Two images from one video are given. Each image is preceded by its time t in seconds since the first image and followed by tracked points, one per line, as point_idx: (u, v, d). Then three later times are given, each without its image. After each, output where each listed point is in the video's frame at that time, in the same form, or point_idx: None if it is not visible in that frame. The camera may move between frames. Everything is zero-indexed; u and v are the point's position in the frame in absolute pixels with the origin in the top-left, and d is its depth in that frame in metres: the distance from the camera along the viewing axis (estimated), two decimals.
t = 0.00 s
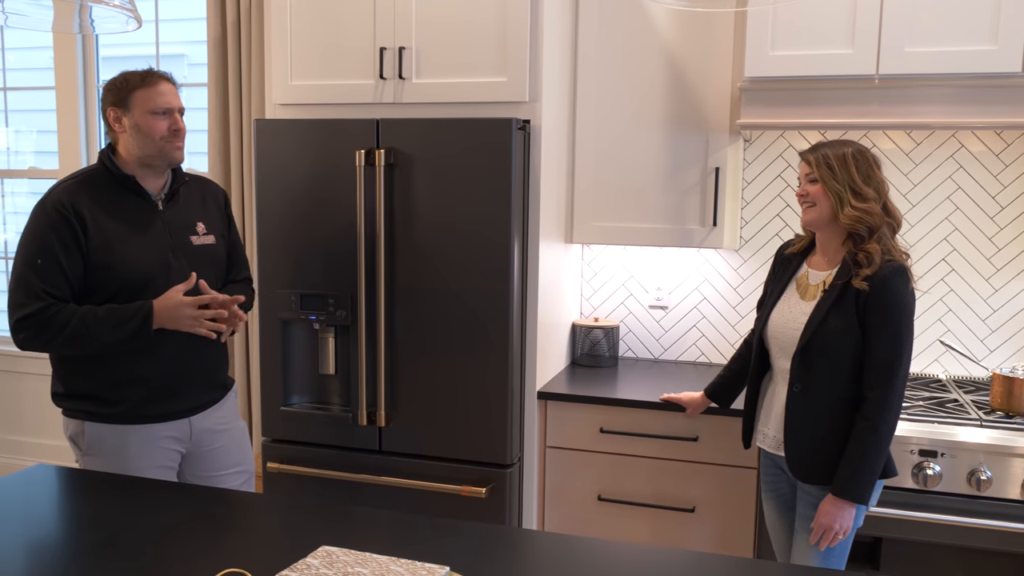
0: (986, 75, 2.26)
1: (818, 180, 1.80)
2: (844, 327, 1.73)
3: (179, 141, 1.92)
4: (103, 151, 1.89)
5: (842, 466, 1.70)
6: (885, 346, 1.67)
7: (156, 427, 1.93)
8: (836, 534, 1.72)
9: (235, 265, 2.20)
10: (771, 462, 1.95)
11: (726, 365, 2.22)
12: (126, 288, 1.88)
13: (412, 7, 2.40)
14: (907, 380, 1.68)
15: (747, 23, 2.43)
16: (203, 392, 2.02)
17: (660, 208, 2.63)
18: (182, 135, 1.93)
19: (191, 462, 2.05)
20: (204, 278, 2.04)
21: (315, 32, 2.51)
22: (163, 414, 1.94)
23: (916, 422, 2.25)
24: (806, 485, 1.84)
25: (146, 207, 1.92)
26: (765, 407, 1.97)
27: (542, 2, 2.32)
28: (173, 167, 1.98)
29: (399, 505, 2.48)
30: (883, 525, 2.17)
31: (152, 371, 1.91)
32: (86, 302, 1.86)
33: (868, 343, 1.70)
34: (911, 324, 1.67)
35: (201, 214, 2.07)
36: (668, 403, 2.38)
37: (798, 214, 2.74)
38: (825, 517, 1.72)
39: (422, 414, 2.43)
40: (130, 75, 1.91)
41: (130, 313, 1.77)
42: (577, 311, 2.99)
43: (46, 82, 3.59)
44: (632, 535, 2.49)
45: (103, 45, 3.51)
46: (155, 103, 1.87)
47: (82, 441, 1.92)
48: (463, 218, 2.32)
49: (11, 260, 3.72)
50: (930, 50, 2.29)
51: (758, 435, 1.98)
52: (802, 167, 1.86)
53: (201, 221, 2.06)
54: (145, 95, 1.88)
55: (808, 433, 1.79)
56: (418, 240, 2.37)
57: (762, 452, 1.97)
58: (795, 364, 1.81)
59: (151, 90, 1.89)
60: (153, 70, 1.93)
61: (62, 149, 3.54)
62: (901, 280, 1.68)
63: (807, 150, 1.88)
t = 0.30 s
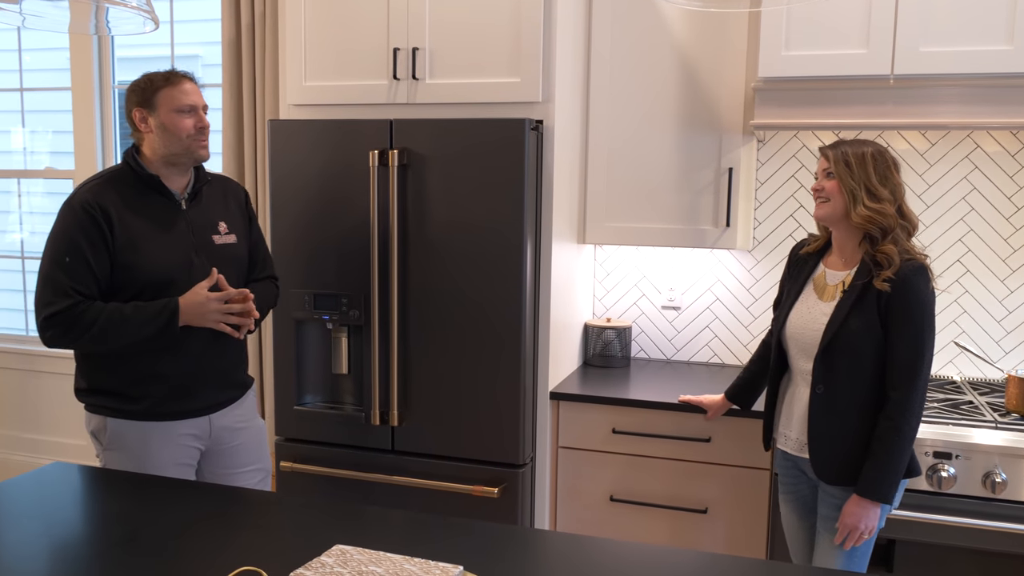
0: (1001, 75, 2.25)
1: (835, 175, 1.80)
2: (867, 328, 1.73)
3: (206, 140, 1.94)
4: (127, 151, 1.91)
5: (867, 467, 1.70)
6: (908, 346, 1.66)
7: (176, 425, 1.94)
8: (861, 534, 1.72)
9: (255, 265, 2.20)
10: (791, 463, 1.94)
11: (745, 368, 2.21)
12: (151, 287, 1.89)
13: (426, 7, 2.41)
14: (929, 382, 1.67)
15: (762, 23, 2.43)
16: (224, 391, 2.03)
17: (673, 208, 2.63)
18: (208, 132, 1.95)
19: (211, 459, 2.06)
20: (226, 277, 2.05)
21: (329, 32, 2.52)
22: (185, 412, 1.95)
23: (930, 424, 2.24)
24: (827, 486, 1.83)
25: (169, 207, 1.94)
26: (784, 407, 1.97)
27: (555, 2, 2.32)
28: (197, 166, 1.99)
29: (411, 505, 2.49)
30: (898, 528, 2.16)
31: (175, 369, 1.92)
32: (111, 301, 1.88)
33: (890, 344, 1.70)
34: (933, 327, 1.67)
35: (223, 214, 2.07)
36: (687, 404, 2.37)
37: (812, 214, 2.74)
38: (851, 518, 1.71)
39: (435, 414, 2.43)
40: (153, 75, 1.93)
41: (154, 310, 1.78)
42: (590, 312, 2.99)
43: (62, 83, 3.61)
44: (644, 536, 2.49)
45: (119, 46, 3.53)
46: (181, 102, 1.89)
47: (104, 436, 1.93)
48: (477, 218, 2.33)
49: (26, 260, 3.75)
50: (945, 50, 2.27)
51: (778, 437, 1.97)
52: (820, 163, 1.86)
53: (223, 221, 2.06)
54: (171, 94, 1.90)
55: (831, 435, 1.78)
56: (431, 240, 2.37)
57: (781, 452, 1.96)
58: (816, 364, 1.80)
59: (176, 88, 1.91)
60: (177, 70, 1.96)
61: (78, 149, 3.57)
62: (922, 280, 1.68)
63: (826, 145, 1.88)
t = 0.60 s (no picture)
0: (1012, 76, 2.24)
1: (863, 174, 1.80)
2: (888, 328, 1.73)
3: (240, 145, 1.96)
4: (163, 151, 1.92)
5: (894, 467, 1.70)
6: (930, 343, 1.67)
7: (203, 425, 1.94)
8: (890, 537, 1.72)
9: (283, 267, 2.20)
10: (810, 466, 1.93)
11: (756, 375, 2.23)
12: (179, 285, 1.90)
13: (437, 8, 2.41)
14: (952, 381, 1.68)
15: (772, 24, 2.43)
16: (250, 392, 2.03)
17: (683, 209, 2.63)
18: (243, 138, 1.97)
19: (234, 459, 2.06)
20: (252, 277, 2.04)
21: (340, 33, 2.52)
22: (209, 411, 1.95)
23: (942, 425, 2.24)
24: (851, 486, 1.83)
25: (201, 208, 1.94)
26: (805, 409, 1.96)
27: (565, 3, 2.32)
28: (230, 169, 2.00)
29: (421, 505, 2.49)
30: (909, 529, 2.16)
31: (202, 367, 1.92)
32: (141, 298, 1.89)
33: (912, 345, 1.70)
34: (952, 326, 1.67)
35: (254, 215, 2.07)
36: (701, 406, 2.37)
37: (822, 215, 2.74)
38: (880, 522, 1.72)
39: (445, 415, 2.44)
40: (192, 80, 1.95)
41: (181, 308, 1.80)
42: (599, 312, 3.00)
43: (74, 84, 3.64)
44: (654, 537, 2.49)
45: (130, 48, 3.55)
46: (219, 107, 1.91)
47: (130, 433, 1.94)
48: (487, 218, 2.33)
49: (38, 260, 3.77)
50: (956, 51, 2.27)
51: (799, 441, 1.96)
52: (845, 157, 1.84)
53: (252, 222, 2.06)
54: (209, 99, 1.91)
55: (856, 436, 1.78)
56: (441, 242, 2.38)
57: (801, 455, 1.95)
58: (838, 367, 1.80)
59: (213, 93, 1.93)
60: (214, 76, 1.97)
61: (89, 150, 3.59)
62: (941, 277, 1.69)
63: (849, 142, 1.87)
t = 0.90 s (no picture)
0: None
1: (884, 186, 1.78)
2: (910, 334, 1.74)
3: (271, 143, 1.95)
4: (198, 154, 1.92)
5: (920, 473, 1.70)
6: (953, 348, 1.68)
7: (241, 423, 1.90)
8: (917, 543, 1.72)
9: (316, 271, 2.18)
10: (832, 471, 1.94)
11: (767, 377, 2.22)
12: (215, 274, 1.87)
13: (447, 8, 2.41)
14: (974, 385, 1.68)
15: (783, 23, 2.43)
16: (286, 390, 1.98)
17: (694, 208, 2.63)
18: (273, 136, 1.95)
19: (272, 461, 2.02)
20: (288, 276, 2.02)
21: (351, 33, 2.53)
22: (241, 407, 1.89)
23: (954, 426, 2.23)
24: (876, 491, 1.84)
25: (237, 203, 1.94)
26: (830, 416, 1.95)
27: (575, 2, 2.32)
28: (265, 166, 1.98)
29: (431, 505, 2.49)
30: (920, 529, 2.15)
31: (235, 359, 1.88)
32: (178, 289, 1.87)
33: (934, 351, 1.71)
34: (971, 331, 1.68)
35: (287, 215, 2.06)
36: (712, 406, 2.37)
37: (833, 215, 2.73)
38: (906, 528, 1.72)
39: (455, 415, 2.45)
40: (219, 82, 1.94)
41: (205, 271, 1.72)
42: (609, 312, 3.00)
43: (85, 85, 3.65)
44: (665, 537, 2.49)
45: (141, 48, 3.56)
46: (248, 107, 1.90)
47: (167, 434, 1.90)
48: (498, 218, 2.33)
49: (50, 260, 3.79)
50: (968, 50, 2.26)
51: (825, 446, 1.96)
52: (865, 165, 1.81)
53: (286, 221, 2.04)
54: (237, 99, 1.91)
55: (881, 443, 1.78)
56: (451, 242, 2.38)
57: (823, 462, 1.96)
58: (861, 375, 1.80)
59: (241, 93, 1.92)
60: (242, 76, 1.96)
61: (100, 150, 3.61)
62: (959, 280, 1.70)
63: (871, 146, 1.84)
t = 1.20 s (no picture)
0: None
1: (878, 187, 1.81)
2: (920, 336, 1.73)
3: (288, 145, 1.95)
4: (217, 155, 1.92)
5: (933, 476, 1.70)
6: (965, 351, 1.67)
7: (262, 423, 1.90)
8: (935, 549, 1.71)
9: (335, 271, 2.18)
10: (843, 474, 1.94)
11: (778, 375, 2.21)
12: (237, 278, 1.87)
13: (454, 7, 2.41)
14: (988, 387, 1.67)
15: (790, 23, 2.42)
16: (307, 391, 1.98)
17: (700, 208, 2.63)
18: (290, 138, 1.95)
19: (291, 461, 2.02)
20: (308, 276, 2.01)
21: (358, 32, 2.53)
22: (264, 408, 1.90)
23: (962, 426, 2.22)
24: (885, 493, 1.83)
25: (257, 205, 1.94)
26: (840, 418, 1.95)
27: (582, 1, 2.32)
28: (283, 169, 1.99)
29: (437, 505, 2.49)
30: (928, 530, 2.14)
31: (257, 361, 1.88)
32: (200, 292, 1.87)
33: (946, 352, 1.70)
34: (984, 332, 1.67)
35: (305, 216, 2.06)
36: (719, 406, 2.37)
37: (840, 215, 2.72)
38: (927, 537, 1.71)
39: (461, 415, 2.44)
40: (235, 84, 1.94)
41: (231, 276, 1.73)
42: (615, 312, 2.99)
43: (92, 85, 3.66)
44: (672, 538, 2.48)
45: (148, 48, 3.56)
46: (264, 110, 1.90)
47: (188, 435, 1.89)
48: (504, 218, 2.33)
49: (57, 260, 3.80)
50: (975, 49, 2.25)
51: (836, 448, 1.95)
52: (867, 165, 1.86)
53: (304, 223, 2.05)
54: (253, 102, 1.91)
55: (892, 446, 1.77)
56: (457, 241, 2.38)
57: (835, 464, 1.96)
58: (871, 377, 1.80)
59: (258, 96, 1.92)
60: (259, 77, 1.96)
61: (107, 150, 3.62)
62: (972, 284, 1.68)
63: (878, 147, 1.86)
